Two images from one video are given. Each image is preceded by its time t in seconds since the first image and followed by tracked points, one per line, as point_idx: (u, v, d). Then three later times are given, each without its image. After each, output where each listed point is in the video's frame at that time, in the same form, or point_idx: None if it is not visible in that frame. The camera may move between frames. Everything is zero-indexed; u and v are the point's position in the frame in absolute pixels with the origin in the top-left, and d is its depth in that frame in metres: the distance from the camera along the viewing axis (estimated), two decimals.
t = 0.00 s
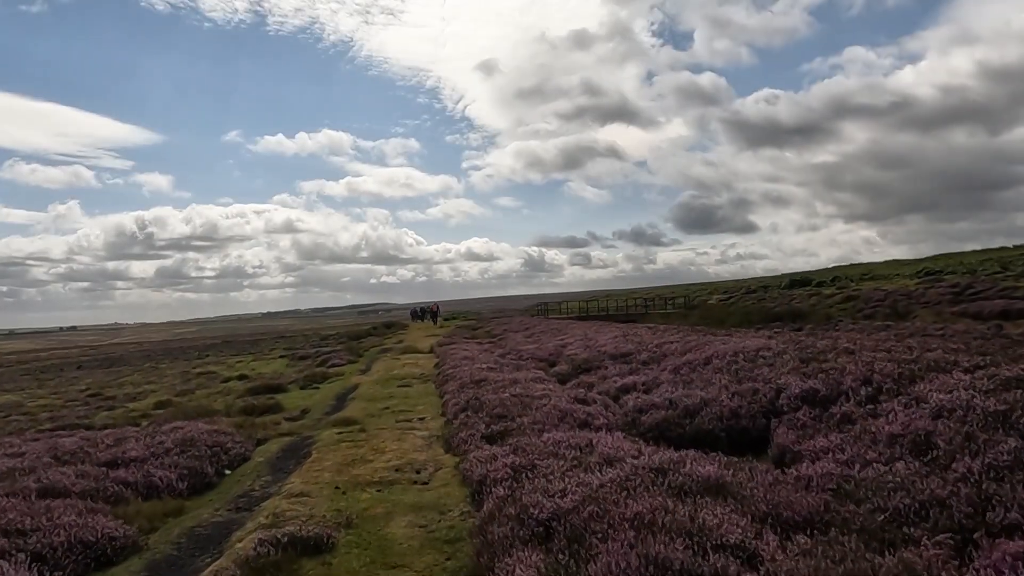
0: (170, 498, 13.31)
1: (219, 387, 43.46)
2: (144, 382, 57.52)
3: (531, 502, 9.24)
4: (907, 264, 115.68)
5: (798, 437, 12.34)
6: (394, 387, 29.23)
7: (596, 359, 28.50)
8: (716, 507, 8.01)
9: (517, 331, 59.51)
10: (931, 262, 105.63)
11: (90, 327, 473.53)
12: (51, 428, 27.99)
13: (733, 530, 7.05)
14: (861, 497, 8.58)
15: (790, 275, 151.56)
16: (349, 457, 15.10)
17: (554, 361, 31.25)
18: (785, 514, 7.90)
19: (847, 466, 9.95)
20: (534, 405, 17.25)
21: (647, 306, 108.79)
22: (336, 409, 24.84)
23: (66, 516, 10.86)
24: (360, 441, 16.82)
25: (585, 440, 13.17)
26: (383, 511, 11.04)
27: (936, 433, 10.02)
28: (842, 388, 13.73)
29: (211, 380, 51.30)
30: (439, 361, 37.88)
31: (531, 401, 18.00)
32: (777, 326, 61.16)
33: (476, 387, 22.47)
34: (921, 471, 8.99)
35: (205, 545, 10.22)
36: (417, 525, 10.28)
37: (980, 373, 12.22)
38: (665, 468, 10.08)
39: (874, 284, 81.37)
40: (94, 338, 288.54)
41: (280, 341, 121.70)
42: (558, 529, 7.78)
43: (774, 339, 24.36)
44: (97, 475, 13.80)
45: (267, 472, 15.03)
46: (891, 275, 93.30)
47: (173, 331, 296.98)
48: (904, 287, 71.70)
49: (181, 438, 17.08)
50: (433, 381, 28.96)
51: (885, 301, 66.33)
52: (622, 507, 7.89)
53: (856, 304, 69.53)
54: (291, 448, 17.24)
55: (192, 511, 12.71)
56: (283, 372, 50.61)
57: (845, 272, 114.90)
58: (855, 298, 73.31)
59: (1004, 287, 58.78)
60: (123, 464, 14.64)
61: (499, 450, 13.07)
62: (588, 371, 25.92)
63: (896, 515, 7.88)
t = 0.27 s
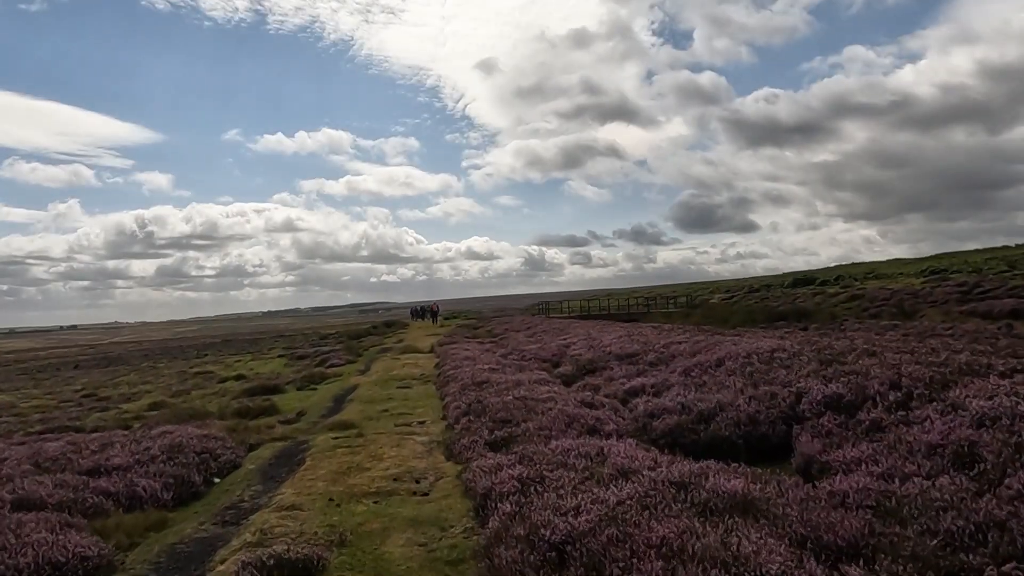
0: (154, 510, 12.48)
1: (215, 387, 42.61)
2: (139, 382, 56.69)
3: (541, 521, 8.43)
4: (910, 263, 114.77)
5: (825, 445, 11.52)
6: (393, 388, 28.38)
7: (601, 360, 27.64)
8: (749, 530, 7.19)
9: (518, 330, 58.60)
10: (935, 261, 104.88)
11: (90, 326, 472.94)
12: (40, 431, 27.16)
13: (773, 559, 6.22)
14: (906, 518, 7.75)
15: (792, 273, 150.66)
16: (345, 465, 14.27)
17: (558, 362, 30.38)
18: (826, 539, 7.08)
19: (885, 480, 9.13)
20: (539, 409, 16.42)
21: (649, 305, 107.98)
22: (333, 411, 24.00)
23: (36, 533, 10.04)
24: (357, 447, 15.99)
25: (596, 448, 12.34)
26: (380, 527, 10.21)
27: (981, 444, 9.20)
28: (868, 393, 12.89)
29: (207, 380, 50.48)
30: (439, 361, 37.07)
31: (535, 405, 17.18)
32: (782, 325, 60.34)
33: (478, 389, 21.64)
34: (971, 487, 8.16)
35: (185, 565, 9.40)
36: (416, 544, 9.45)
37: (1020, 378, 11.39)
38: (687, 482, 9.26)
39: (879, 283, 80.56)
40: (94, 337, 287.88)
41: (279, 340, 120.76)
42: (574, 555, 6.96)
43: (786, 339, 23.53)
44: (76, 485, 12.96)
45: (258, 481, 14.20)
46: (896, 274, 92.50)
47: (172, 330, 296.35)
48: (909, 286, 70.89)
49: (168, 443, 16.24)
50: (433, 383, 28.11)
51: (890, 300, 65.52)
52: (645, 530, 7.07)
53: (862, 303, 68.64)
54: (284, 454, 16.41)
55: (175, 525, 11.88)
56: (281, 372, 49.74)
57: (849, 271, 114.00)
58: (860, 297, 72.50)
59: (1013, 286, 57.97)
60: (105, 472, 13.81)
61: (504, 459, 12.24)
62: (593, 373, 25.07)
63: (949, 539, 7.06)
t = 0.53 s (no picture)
0: (143, 519, 11.78)
1: (214, 385, 41.89)
2: (138, 380, 56.00)
3: (561, 539, 7.71)
4: (915, 260, 113.96)
5: (858, 451, 10.80)
6: (395, 388, 27.65)
7: (609, 359, 26.90)
8: (794, 551, 6.46)
9: (521, 328, 57.85)
10: (940, 259, 104.11)
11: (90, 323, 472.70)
12: (33, 431, 26.45)
13: None
14: (965, 536, 7.02)
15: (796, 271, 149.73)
16: (346, 470, 13.56)
17: (564, 361, 29.60)
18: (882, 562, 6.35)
19: (933, 492, 8.39)
20: (549, 411, 15.71)
21: (652, 302, 107.27)
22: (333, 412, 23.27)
23: (13, 547, 9.34)
24: (358, 450, 15.27)
25: (613, 454, 11.61)
26: (383, 540, 9.50)
27: None
28: (900, 395, 12.17)
29: (206, 378, 49.76)
30: (442, 360, 36.35)
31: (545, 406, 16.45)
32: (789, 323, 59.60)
33: (483, 389, 20.91)
34: None
35: None
36: (423, 559, 8.74)
37: None
38: (717, 494, 8.52)
39: (885, 280, 79.82)
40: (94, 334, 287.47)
41: (280, 338, 119.96)
42: None
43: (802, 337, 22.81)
44: (62, 492, 12.25)
45: (254, 486, 13.49)
46: (901, 271, 91.75)
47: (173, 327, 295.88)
48: (916, 283, 70.14)
49: (161, 446, 15.53)
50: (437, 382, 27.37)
51: (897, 297, 64.77)
52: (680, 553, 6.34)
53: (868, 300, 67.92)
54: (282, 457, 15.70)
55: (165, 535, 11.17)
56: (281, 370, 48.98)
57: (853, 268, 113.15)
58: (866, 294, 71.76)
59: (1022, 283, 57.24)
60: (93, 477, 13.10)
61: (515, 466, 11.51)
62: (602, 373, 24.33)
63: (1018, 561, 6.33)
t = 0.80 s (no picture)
0: (132, 536, 11.14)
1: (213, 386, 41.28)
2: (138, 379, 55.43)
3: (581, 572, 7.04)
4: (920, 259, 113.23)
5: (891, 466, 10.14)
6: (398, 390, 26.99)
7: (617, 361, 26.22)
8: None
9: (525, 327, 57.17)
10: (946, 257, 103.39)
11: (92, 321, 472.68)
12: (26, 435, 25.82)
13: None
14: None
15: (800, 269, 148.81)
16: (348, 481, 12.92)
17: (571, 363, 28.93)
18: None
19: (986, 516, 7.70)
20: (558, 418, 15.07)
21: (655, 301, 106.62)
22: (334, 416, 22.61)
23: None
24: (360, 459, 14.61)
25: (630, 468, 10.95)
26: (387, 563, 8.85)
27: None
28: (933, 406, 11.50)
29: (206, 378, 49.15)
30: (445, 360, 35.75)
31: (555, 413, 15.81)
32: (796, 323, 58.94)
33: (490, 393, 20.26)
34: None
35: None
36: None
37: None
38: (749, 518, 7.84)
39: (892, 279, 79.11)
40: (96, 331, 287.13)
41: (281, 336, 119.33)
42: None
43: (816, 340, 22.14)
44: (47, 507, 11.61)
45: (251, 499, 12.84)
46: (908, 270, 91.07)
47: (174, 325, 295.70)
48: (924, 283, 69.41)
49: (155, 454, 14.90)
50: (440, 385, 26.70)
51: (905, 297, 64.07)
52: None
53: (875, 300, 67.23)
54: (280, 466, 15.04)
55: (154, 554, 10.52)
56: (281, 370, 48.33)
57: (859, 267, 112.34)
58: (873, 293, 71.05)
59: None
60: (81, 490, 12.46)
61: (527, 481, 10.85)
62: (610, 376, 23.67)
63: None
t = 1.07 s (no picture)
0: (116, 542, 10.51)
1: (213, 382, 40.66)
2: (137, 375, 54.86)
3: None
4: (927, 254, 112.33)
5: (925, 468, 9.45)
6: (400, 387, 26.34)
7: (624, 358, 25.55)
8: None
9: (529, 323, 56.48)
10: (954, 253, 102.47)
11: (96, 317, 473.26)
12: (19, 433, 25.21)
13: None
14: None
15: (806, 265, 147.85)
16: (345, 483, 12.28)
17: (577, 359, 28.26)
18: None
19: None
20: (566, 417, 14.42)
21: (660, 297, 105.92)
22: (334, 414, 21.96)
23: None
24: (358, 460, 13.97)
25: (643, 471, 10.28)
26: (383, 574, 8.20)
27: None
28: (966, 404, 10.81)
29: (206, 374, 48.54)
30: (448, 356, 35.12)
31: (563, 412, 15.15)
32: (803, 318, 58.21)
33: (494, 390, 19.61)
34: None
35: None
36: None
37: None
38: (778, 530, 7.16)
39: (899, 275, 78.28)
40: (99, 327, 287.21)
41: (284, 331, 118.86)
42: None
43: (830, 335, 21.46)
44: (26, 511, 10.98)
45: (242, 502, 12.19)
46: (915, 266, 90.23)
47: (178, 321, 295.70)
48: (933, 278, 68.57)
49: (144, 454, 14.26)
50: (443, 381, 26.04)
51: (914, 292, 63.30)
52: None
53: (884, 295, 66.47)
54: (275, 466, 14.40)
55: (137, 562, 9.88)
56: (282, 366, 47.72)
57: (865, 262, 111.49)
58: (881, 289, 70.26)
59: None
60: (64, 493, 11.83)
61: (534, 484, 10.19)
62: (618, 373, 22.99)
63: None
